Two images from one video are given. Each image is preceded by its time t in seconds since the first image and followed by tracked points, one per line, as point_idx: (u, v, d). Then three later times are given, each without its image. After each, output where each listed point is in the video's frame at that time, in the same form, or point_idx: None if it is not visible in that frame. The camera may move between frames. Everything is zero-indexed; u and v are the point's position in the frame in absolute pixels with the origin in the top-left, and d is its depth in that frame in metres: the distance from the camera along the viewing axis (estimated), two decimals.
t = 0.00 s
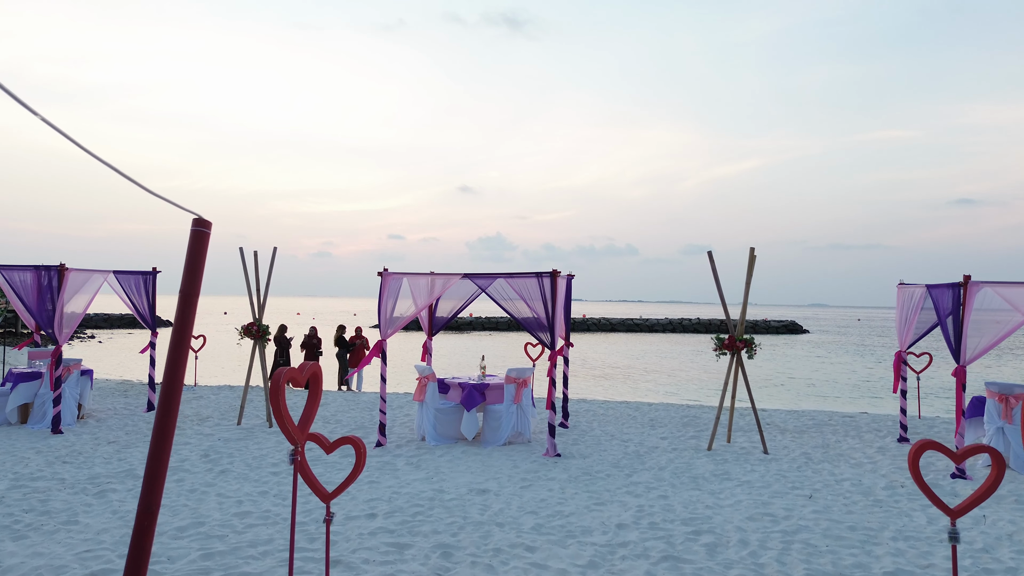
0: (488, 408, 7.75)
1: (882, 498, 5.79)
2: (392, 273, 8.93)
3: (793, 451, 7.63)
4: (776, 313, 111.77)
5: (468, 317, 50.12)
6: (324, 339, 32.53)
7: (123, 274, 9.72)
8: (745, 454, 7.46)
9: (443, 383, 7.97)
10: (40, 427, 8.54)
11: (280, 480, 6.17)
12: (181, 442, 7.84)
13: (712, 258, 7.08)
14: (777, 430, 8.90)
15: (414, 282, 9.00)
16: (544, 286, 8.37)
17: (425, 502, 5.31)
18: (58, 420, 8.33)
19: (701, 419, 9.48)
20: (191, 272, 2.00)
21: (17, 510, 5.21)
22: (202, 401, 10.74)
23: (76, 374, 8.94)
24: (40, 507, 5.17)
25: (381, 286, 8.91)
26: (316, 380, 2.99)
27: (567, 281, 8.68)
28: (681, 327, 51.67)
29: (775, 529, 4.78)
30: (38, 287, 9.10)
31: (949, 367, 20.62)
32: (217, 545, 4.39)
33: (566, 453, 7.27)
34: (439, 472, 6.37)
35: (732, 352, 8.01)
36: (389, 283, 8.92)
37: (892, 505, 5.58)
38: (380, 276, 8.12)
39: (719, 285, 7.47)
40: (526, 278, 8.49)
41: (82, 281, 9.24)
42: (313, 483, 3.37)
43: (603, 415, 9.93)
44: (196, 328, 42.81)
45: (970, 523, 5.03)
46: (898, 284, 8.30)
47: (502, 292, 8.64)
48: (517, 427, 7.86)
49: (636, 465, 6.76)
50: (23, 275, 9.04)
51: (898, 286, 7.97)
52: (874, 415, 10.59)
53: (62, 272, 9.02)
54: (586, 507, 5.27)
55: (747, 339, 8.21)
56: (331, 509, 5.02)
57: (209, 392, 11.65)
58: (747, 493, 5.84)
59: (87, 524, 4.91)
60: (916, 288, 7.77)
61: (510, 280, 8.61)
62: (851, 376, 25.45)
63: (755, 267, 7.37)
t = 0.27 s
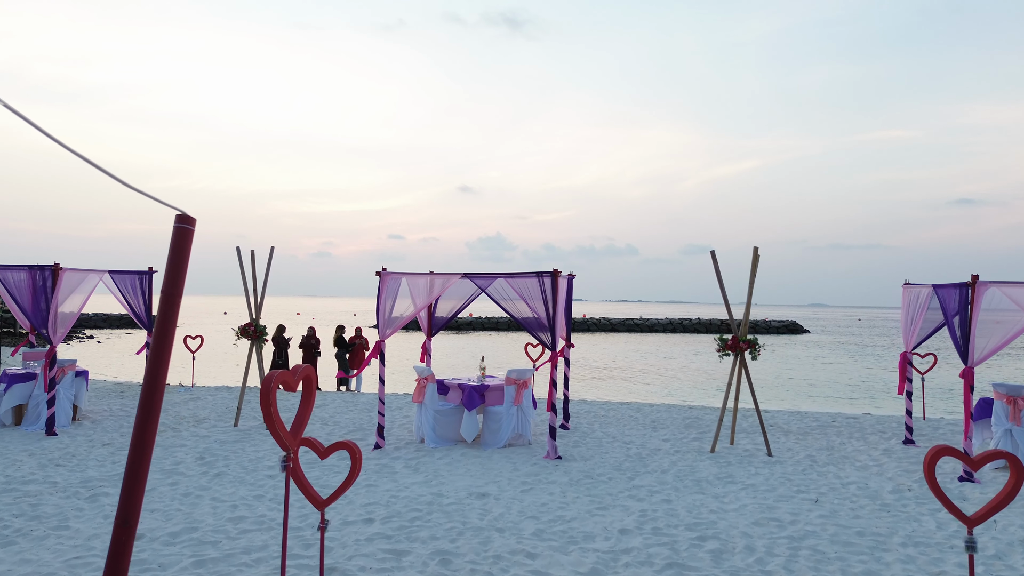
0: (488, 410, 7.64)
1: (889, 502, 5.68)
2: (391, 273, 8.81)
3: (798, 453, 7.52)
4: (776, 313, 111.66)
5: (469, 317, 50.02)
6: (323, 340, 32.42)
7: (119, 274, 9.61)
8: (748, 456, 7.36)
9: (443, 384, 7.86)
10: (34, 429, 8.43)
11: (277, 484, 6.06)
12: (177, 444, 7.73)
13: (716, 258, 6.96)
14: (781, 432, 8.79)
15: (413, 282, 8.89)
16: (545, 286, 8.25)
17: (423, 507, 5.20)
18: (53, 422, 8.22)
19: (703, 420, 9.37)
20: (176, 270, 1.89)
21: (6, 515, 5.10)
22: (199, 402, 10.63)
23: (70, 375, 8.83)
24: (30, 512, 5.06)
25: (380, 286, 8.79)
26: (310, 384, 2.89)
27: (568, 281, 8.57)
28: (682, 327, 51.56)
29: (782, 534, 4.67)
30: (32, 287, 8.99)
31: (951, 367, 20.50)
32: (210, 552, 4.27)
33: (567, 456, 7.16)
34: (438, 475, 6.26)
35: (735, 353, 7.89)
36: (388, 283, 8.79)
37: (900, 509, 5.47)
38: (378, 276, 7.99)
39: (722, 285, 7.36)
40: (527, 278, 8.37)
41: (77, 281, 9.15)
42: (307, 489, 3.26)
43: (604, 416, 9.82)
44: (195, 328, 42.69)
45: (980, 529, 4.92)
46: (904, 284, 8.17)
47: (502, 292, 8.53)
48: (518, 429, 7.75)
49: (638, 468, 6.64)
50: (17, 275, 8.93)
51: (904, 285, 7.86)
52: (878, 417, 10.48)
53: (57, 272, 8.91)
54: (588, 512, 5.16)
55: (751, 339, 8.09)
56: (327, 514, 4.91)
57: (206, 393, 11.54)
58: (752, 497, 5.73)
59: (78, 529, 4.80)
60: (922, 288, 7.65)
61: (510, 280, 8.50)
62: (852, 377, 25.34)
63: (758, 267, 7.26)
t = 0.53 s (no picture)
0: (488, 412, 7.52)
1: (897, 506, 5.58)
2: (390, 273, 8.68)
3: (802, 456, 7.41)
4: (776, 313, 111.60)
5: (469, 317, 49.97)
6: (323, 340, 32.21)
7: (114, 273, 9.50)
8: (753, 459, 7.25)
9: (442, 386, 7.75)
10: (28, 431, 8.31)
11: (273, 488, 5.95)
12: (172, 447, 7.62)
13: (720, 257, 6.85)
14: (785, 434, 8.68)
15: (412, 282, 8.76)
16: (545, 286, 8.14)
17: (422, 512, 5.09)
18: (47, 424, 8.10)
19: (706, 422, 9.26)
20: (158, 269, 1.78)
21: None
22: (197, 403, 10.52)
23: (65, 376, 8.72)
24: (20, 518, 4.94)
25: (378, 286, 8.65)
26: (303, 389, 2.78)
27: (569, 281, 8.45)
28: (682, 327, 51.43)
29: (789, 540, 4.56)
30: (27, 288, 8.88)
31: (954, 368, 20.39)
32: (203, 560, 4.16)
33: (569, 459, 7.05)
34: (437, 479, 6.14)
35: (739, 354, 7.77)
36: (386, 283, 8.66)
37: (909, 514, 5.36)
38: (377, 276, 7.87)
39: (726, 285, 7.25)
40: (527, 278, 8.25)
41: (73, 281, 9.05)
42: (302, 496, 3.14)
43: (605, 417, 9.71)
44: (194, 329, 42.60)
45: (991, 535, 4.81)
46: (911, 284, 8.06)
47: (502, 292, 8.41)
48: (518, 431, 7.64)
49: (641, 472, 6.53)
50: (12, 276, 8.81)
51: (910, 285, 7.75)
52: (882, 418, 10.37)
53: (51, 272, 8.80)
54: (590, 517, 5.05)
55: (755, 340, 7.97)
56: (324, 520, 4.79)
57: (203, 394, 11.43)
58: (758, 501, 5.62)
59: (68, 535, 4.69)
60: (929, 287, 7.53)
61: (510, 280, 8.38)
62: (855, 377, 25.23)
63: (762, 266, 7.15)
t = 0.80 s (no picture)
0: (488, 414, 7.41)
1: (906, 511, 5.46)
2: (388, 272, 8.55)
3: (808, 458, 7.30)
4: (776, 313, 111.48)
5: (469, 316, 49.84)
6: (322, 340, 32.11)
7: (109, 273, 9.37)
8: (757, 462, 7.13)
9: (442, 387, 7.64)
10: (22, 433, 8.20)
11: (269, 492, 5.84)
12: (168, 449, 7.51)
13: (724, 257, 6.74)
14: (789, 436, 8.56)
15: (411, 282, 8.64)
16: (547, 286, 8.01)
17: (421, 517, 4.97)
18: (40, 426, 7.98)
19: (709, 423, 9.14)
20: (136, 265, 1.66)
21: None
22: (194, 404, 10.40)
23: (60, 377, 8.60)
24: (9, 523, 4.83)
25: (377, 286, 8.52)
26: (297, 393, 2.67)
27: (570, 281, 8.33)
28: (682, 327, 51.31)
29: (798, 547, 4.44)
30: (21, 287, 8.74)
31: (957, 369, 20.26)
32: (196, 567, 4.04)
33: (571, 461, 6.94)
34: (436, 482, 6.03)
35: (743, 355, 7.66)
36: (385, 283, 8.53)
37: (919, 519, 5.24)
38: (375, 275, 7.75)
39: (730, 285, 7.14)
40: (528, 278, 8.13)
41: (67, 280, 8.94)
42: (295, 503, 3.03)
43: (607, 419, 9.60)
44: (194, 329, 42.47)
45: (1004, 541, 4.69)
46: (917, 283, 7.94)
47: (503, 293, 8.29)
48: (519, 433, 7.53)
49: (644, 475, 6.41)
50: (6, 275, 8.68)
51: (917, 285, 7.63)
52: (887, 419, 10.25)
53: (46, 271, 8.67)
54: (593, 522, 4.93)
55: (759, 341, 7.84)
56: (320, 526, 4.68)
57: (201, 395, 11.32)
58: (763, 505, 5.51)
59: (58, 542, 4.57)
60: (936, 287, 7.41)
61: (511, 280, 8.26)
62: (857, 377, 25.10)
63: (767, 266, 7.04)
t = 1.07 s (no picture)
0: (488, 416, 7.28)
1: (916, 516, 5.34)
2: (387, 272, 8.42)
3: (814, 461, 7.18)
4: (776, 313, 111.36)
5: (469, 316, 49.75)
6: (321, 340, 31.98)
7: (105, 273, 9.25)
8: (762, 464, 7.00)
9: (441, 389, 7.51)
10: (15, 435, 8.06)
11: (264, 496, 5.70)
12: (163, 451, 7.38)
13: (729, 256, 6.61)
14: (794, 438, 8.44)
15: (410, 282, 8.51)
16: (548, 285, 7.89)
17: (420, 523, 4.84)
18: (33, 428, 7.85)
19: (713, 425, 9.01)
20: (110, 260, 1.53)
21: None
22: (191, 406, 10.27)
23: (54, 379, 8.46)
24: None
25: (376, 285, 8.38)
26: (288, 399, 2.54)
27: (571, 280, 8.20)
28: (683, 327, 51.18)
29: (808, 555, 4.31)
30: (14, 287, 8.62)
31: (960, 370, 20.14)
32: None
33: (573, 464, 6.80)
34: (436, 486, 5.90)
35: (748, 356, 7.53)
36: (383, 282, 8.38)
37: (930, 524, 5.12)
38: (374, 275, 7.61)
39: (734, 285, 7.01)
40: (529, 277, 8.01)
41: (62, 281, 8.82)
42: (288, 513, 2.91)
43: (609, 420, 9.47)
44: (193, 329, 42.34)
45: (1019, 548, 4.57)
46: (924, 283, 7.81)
47: (503, 292, 8.16)
48: (519, 435, 7.40)
49: (648, 479, 6.28)
50: None
51: (924, 285, 7.50)
52: (892, 421, 10.12)
53: (40, 271, 8.55)
54: (597, 528, 4.80)
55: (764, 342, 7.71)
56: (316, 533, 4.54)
57: (198, 396, 11.18)
58: (770, 510, 5.38)
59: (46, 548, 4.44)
60: (945, 287, 7.28)
61: (511, 279, 8.14)
62: (858, 378, 24.98)
63: (772, 265, 6.92)
